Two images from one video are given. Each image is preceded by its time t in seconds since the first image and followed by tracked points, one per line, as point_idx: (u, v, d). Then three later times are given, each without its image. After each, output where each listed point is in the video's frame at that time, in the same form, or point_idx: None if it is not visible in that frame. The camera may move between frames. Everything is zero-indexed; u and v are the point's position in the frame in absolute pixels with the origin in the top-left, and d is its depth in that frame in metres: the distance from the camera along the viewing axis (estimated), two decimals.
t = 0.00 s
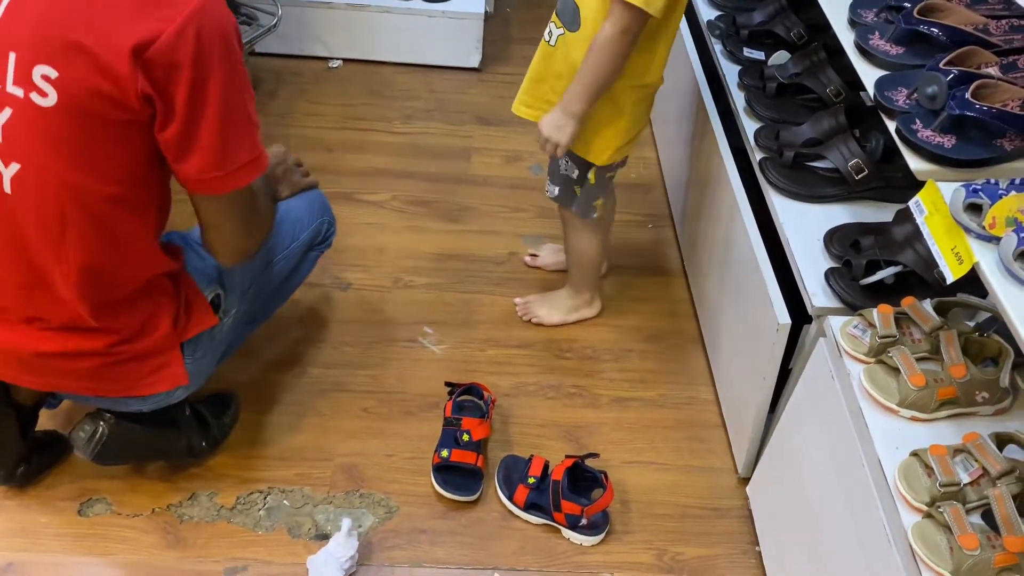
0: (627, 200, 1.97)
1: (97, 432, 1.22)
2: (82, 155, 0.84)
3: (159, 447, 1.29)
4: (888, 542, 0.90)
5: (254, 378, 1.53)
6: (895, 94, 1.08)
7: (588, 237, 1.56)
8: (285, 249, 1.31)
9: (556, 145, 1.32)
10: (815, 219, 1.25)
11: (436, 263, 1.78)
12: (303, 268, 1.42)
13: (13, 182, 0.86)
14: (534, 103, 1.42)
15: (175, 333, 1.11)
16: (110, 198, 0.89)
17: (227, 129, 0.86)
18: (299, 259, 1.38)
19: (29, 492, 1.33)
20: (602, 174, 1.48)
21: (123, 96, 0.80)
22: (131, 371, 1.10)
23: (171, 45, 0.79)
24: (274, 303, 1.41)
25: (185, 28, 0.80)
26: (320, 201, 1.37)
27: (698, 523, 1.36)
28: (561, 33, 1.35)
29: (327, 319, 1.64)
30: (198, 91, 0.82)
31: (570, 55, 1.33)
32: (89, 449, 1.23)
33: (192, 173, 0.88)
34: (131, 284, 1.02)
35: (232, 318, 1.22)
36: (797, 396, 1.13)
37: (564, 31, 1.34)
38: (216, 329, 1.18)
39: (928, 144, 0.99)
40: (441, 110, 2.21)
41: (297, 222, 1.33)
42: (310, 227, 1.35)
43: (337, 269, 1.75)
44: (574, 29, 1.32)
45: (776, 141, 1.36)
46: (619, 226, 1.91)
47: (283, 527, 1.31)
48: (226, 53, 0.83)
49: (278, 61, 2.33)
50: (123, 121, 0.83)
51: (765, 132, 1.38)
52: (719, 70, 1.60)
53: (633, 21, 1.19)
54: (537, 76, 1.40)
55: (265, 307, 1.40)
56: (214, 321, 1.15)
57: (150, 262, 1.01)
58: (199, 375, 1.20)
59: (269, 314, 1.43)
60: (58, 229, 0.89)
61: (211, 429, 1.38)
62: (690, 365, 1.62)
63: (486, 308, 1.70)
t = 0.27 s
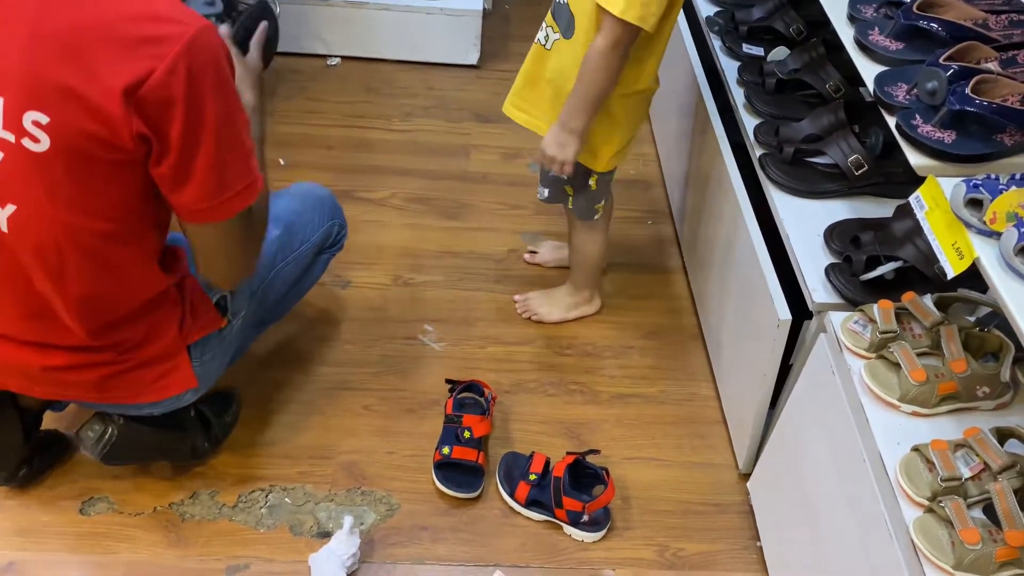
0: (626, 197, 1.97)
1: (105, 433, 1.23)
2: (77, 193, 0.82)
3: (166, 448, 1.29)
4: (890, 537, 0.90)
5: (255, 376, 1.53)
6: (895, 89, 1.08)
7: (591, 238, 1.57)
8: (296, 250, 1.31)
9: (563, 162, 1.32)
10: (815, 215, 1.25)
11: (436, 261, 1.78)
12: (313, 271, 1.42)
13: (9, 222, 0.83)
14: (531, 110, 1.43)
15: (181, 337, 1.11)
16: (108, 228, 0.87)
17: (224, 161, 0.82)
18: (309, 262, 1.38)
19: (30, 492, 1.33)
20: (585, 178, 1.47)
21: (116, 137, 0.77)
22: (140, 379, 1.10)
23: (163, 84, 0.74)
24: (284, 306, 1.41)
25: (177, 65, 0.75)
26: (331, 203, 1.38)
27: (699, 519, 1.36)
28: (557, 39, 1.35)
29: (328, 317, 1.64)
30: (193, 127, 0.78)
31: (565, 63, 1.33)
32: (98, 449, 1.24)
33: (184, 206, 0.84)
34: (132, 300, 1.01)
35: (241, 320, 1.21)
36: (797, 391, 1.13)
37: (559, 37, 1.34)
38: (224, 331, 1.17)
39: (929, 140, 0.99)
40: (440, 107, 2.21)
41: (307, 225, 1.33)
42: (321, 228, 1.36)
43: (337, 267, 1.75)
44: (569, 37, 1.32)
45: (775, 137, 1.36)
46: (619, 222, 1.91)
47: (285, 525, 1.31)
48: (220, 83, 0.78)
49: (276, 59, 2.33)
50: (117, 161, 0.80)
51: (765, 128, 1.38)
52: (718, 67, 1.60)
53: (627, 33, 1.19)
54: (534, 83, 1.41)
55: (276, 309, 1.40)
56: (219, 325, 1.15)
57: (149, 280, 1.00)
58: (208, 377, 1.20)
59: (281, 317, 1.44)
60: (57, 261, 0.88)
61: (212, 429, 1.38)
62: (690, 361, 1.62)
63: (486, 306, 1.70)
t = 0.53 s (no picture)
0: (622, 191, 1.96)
1: (98, 434, 1.23)
2: (53, 210, 0.81)
3: (159, 448, 1.29)
4: (884, 529, 0.90)
5: (249, 372, 1.52)
6: (888, 80, 1.08)
7: (591, 231, 1.55)
8: (294, 250, 1.30)
9: (602, 165, 1.35)
10: (809, 206, 1.25)
11: (431, 255, 1.78)
12: (312, 269, 1.41)
13: None
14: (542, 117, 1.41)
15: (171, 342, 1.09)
16: (87, 243, 0.86)
17: (197, 177, 0.82)
18: (308, 261, 1.37)
19: (24, 489, 1.32)
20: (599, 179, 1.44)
21: (88, 159, 0.76)
22: (128, 384, 1.09)
23: (138, 104, 0.73)
24: (281, 304, 1.40)
25: (151, 86, 0.74)
26: (331, 202, 1.37)
27: (694, 512, 1.36)
28: (564, 45, 1.32)
29: (323, 312, 1.64)
30: (167, 144, 0.77)
31: (578, 68, 1.32)
32: (91, 450, 1.24)
33: (153, 226, 0.83)
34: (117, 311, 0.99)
35: (234, 322, 1.20)
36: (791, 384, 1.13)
37: (566, 43, 1.32)
38: (216, 337, 1.16)
39: (922, 131, 0.99)
40: (434, 101, 2.20)
41: (305, 224, 1.32)
42: (320, 228, 1.35)
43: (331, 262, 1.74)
44: (579, 41, 1.30)
45: (770, 129, 1.35)
46: (614, 216, 1.90)
47: (280, 520, 1.31)
48: (195, 99, 0.78)
49: (270, 54, 2.32)
50: (93, 183, 0.78)
51: (759, 120, 1.37)
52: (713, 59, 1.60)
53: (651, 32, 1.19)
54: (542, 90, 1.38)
55: (273, 308, 1.39)
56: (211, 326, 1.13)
57: (135, 292, 0.97)
58: (200, 381, 1.19)
59: (279, 315, 1.43)
60: (37, 274, 0.87)
61: (207, 426, 1.38)
62: (685, 355, 1.62)
63: (481, 300, 1.69)
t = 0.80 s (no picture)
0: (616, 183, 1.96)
1: (91, 430, 1.25)
2: (35, 218, 0.80)
3: (153, 444, 1.31)
4: (879, 519, 0.90)
5: (244, 367, 1.52)
6: (882, 70, 1.07)
7: (589, 225, 1.55)
8: (284, 243, 1.29)
9: (617, 166, 1.35)
10: (803, 197, 1.25)
11: (425, 249, 1.78)
12: (305, 262, 1.41)
13: None
14: (549, 121, 1.40)
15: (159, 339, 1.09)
16: (70, 249, 0.85)
17: (179, 178, 0.82)
18: (299, 254, 1.37)
19: (18, 486, 1.32)
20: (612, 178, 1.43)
21: (69, 166, 0.75)
22: (117, 383, 1.09)
23: (119, 110, 0.73)
24: (274, 298, 1.40)
25: (132, 91, 0.74)
26: (322, 194, 1.37)
27: (690, 504, 1.36)
28: (569, 46, 1.31)
29: (317, 307, 1.64)
30: (149, 147, 0.77)
31: (587, 68, 1.31)
32: (85, 446, 1.26)
33: (134, 229, 0.83)
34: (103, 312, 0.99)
35: (224, 317, 1.19)
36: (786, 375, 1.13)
37: (572, 44, 1.31)
38: (205, 331, 1.15)
39: (915, 120, 0.99)
40: (428, 94, 2.20)
41: (296, 216, 1.31)
42: (311, 220, 1.34)
43: (326, 256, 1.74)
44: (585, 41, 1.29)
45: (763, 120, 1.35)
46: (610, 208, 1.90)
47: (275, 515, 1.31)
48: (175, 102, 0.78)
49: (263, 48, 2.31)
50: (75, 190, 0.78)
51: (753, 111, 1.37)
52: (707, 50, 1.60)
53: (661, 24, 1.19)
54: (548, 93, 1.37)
55: (264, 302, 1.39)
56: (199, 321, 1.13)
57: (121, 293, 0.96)
58: (191, 378, 1.19)
59: (273, 309, 1.42)
60: (21, 281, 0.86)
61: (201, 421, 1.38)
62: (681, 347, 1.62)
63: (476, 293, 1.69)
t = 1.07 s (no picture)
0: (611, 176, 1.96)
1: (85, 429, 1.24)
2: (23, 211, 0.79)
3: (148, 442, 1.30)
4: (874, 510, 0.90)
5: (239, 363, 1.52)
6: (875, 60, 1.07)
7: (583, 219, 1.55)
8: (276, 238, 1.29)
9: (599, 158, 1.33)
10: (798, 189, 1.25)
11: (420, 244, 1.77)
12: (298, 256, 1.40)
13: None
14: (542, 115, 1.39)
15: (147, 335, 1.09)
16: (59, 244, 0.85)
17: (165, 169, 0.81)
18: (292, 248, 1.36)
19: (13, 484, 1.32)
20: (607, 170, 1.43)
21: (54, 156, 0.74)
22: (106, 381, 1.08)
23: (105, 98, 0.73)
24: (267, 292, 1.39)
25: (118, 79, 0.74)
26: (315, 188, 1.36)
27: (687, 496, 1.36)
28: (559, 39, 1.31)
29: (312, 302, 1.63)
30: (135, 137, 0.77)
31: (576, 61, 1.31)
32: (78, 445, 1.25)
33: (118, 222, 0.82)
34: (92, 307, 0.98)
35: (216, 313, 1.19)
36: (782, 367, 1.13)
37: (562, 37, 1.30)
38: (196, 328, 1.15)
39: (908, 111, 0.98)
40: (422, 88, 2.19)
41: (288, 210, 1.31)
42: (304, 214, 1.33)
43: (320, 252, 1.73)
44: (576, 35, 1.28)
45: (757, 111, 1.35)
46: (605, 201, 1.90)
47: (271, 511, 1.30)
48: (161, 92, 0.78)
49: (255, 42, 2.30)
50: (61, 182, 0.77)
51: (747, 103, 1.37)
52: (700, 42, 1.59)
53: (649, 16, 1.18)
54: (539, 87, 1.37)
55: (257, 297, 1.39)
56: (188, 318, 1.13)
57: (110, 288, 0.96)
58: (182, 374, 1.18)
59: (267, 303, 1.42)
60: (9, 276, 0.86)
61: (196, 417, 1.37)
62: (676, 340, 1.61)
63: (471, 287, 1.69)
